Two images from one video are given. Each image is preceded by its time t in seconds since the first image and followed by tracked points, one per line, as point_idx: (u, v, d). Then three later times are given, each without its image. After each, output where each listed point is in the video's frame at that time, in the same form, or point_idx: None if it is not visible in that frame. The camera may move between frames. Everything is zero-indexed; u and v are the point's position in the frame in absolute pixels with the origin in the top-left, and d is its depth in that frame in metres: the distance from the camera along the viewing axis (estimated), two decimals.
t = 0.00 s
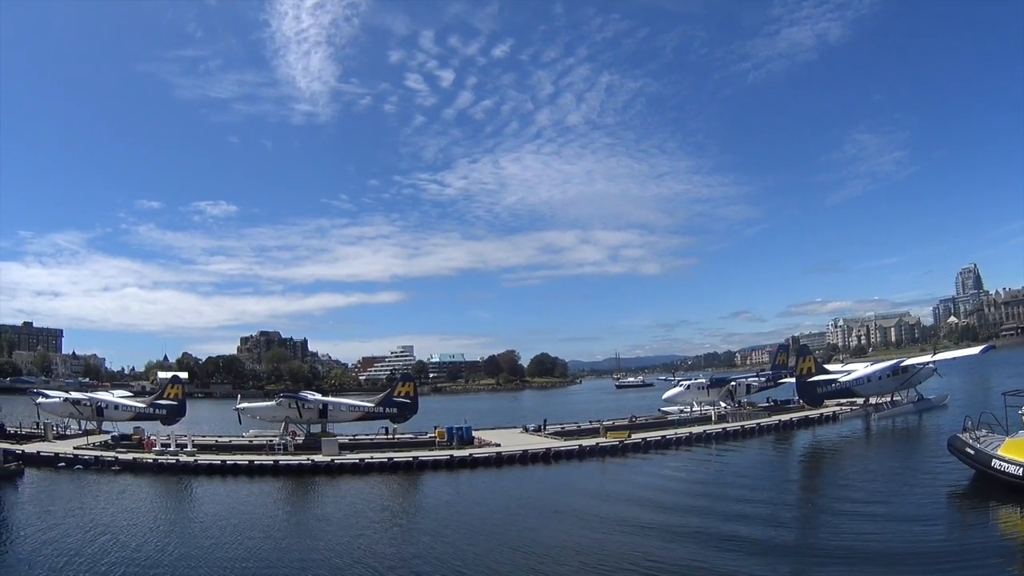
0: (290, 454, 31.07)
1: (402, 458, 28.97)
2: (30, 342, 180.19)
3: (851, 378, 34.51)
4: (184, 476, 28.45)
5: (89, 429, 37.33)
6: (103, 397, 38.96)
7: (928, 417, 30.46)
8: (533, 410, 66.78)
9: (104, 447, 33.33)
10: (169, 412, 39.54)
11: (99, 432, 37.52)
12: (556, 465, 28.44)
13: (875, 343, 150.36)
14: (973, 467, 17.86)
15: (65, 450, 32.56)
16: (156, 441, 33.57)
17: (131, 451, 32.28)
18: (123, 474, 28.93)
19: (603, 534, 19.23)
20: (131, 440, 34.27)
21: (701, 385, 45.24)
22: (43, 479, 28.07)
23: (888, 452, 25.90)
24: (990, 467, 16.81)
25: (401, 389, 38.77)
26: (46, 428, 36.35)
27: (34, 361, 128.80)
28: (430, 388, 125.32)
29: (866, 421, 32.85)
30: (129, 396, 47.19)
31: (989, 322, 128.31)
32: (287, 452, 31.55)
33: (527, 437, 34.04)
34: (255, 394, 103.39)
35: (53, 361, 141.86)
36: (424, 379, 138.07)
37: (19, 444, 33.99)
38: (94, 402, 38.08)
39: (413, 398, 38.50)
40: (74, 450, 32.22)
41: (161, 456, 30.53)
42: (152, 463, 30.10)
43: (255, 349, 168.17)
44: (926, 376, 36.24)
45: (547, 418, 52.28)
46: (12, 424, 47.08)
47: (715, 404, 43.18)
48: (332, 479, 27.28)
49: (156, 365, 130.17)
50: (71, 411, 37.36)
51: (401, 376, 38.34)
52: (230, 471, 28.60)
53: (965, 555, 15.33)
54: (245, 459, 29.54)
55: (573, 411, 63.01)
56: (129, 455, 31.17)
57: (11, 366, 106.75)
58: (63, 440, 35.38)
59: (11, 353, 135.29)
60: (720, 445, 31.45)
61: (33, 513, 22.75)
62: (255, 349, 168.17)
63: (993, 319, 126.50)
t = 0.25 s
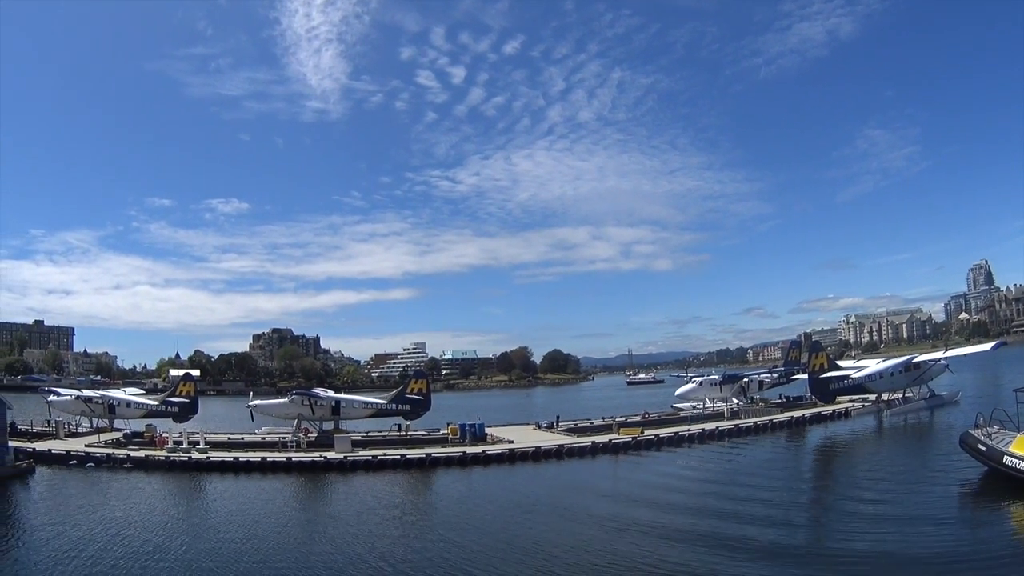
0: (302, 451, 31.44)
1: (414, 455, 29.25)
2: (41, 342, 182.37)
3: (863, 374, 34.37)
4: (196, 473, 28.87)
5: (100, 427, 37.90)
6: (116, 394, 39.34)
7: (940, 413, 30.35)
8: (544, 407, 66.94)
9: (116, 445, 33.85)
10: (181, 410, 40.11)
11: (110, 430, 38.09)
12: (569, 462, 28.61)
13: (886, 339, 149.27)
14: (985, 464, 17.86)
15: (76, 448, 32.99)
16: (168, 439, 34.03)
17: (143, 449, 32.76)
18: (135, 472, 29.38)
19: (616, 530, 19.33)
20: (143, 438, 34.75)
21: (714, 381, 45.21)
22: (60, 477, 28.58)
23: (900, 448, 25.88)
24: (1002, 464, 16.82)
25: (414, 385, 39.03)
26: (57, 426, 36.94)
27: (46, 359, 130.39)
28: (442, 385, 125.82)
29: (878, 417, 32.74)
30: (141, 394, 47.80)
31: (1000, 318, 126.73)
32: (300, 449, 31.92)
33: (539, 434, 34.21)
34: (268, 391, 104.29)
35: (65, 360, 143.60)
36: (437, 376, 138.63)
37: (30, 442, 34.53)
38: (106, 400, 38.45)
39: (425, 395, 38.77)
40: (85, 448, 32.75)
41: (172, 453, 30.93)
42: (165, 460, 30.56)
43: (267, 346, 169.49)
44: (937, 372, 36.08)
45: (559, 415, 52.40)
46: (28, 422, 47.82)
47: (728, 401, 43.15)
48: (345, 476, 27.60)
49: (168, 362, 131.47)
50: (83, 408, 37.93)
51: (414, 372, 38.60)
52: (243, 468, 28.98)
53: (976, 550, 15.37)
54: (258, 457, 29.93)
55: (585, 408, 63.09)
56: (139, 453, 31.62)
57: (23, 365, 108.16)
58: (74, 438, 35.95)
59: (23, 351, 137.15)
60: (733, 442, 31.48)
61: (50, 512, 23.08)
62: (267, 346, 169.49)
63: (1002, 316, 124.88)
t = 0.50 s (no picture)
0: (317, 449, 31.84)
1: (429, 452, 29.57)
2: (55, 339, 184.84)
3: (876, 372, 34.27)
4: (210, 470, 29.32)
5: (113, 425, 38.51)
6: (130, 393, 39.99)
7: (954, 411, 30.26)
8: (558, 404, 67.07)
9: (130, 442, 34.40)
10: (195, 408, 40.61)
11: (123, 427, 38.70)
12: (584, 459, 28.82)
13: (899, 337, 148.12)
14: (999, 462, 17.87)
15: (90, 445, 33.57)
16: (181, 437, 34.53)
17: (158, 446, 33.27)
18: (149, 470, 29.87)
19: (626, 529, 19.57)
20: (158, 435, 35.27)
21: (728, 378, 45.16)
22: (80, 474, 29.15)
23: (913, 447, 25.87)
24: (1015, 462, 16.85)
25: (429, 383, 39.32)
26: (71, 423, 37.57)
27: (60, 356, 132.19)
28: (457, 381, 126.41)
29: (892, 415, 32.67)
30: (158, 392, 48.50)
31: (1014, 315, 125.32)
32: (315, 447, 32.32)
33: (554, 431, 34.40)
34: (282, 388, 105.39)
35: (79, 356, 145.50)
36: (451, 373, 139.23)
37: (44, 440, 35.26)
38: (121, 398, 39.10)
39: (440, 392, 39.04)
40: (99, 446, 33.32)
41: (186, 451, 31.46)
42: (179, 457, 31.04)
43: (281, 344, 170.90)
44: (951, 370, 35.93)
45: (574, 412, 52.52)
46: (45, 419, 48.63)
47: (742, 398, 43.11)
48: (360, 473, 27.98)
49: (182, 360, 133.05)
50: (98, 406, 38.55)
51: (428, 370, 38.88)
52: (258, 466, 29.41)
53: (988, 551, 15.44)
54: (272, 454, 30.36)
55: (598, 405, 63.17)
56: (151, 451, 32.10)
57: (37, 363, 109.77)
58: (86, 436, 36.55)
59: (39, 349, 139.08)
60: (748, 439, 31.52)
61: (67, 510, 23.50)
62: (281, 344, 170.90)
63: (1016, 314, 122.80)
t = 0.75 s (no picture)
0: (333, 448, 32.26)
1: (446, 451, 29.93)
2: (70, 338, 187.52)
3: (892, 370, 34.14)
4: (225, 470, 29.81)
5: (128, 424, 39.21)
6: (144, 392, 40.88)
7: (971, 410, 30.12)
8: (573, 403, 67.14)
9: (145, 442, 35.03)
10: (211, 408, 41.18)
11: (138, 427, 39.38)
12: (601, 458, 29.01)
13: (916, 335, 146.62)
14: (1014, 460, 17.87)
15: (104, 445, 34.22)
16: (197, 437, 35.11)
17: (173, 446, 33.85)
18: (164, 469, 30.43)
19: (637, 529, 19.77)
20: (173, 435, 35.84)
21: (745, 377, 45.09)
22: (101, 474, 29.77)
23: (928, 446, 25.83)
24: None
25: (446, 382, 39.66)
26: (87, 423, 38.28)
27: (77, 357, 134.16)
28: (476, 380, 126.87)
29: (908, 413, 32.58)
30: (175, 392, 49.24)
31: None
32: (331, 446, 32.77)
33: (570, 430, 34.61)
34: (299, 387, 106.31)
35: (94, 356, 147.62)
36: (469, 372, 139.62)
37: (59, 440, 36.05)
38: (136, 398, 39.91)
39: (456, 391, 39.36)
40: (115, 445, 33.96)
41: (203, 451, 32.02)
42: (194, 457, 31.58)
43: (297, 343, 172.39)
44: (967, 368, 35.73)
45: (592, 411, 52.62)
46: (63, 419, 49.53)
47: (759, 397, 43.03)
48: (377, 472, 28.38)
49: (198, 360, 134.57)
50: (114, 406, 39.25)
51: (445, 369, 39.20)
52: (274, 465, 29.89)
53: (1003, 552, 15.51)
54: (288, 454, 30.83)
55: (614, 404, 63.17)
56: (166, 450, 32.64)
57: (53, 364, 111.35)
58: (101, 436, 37.22)
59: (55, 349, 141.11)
60: (765, 438, 31.55)
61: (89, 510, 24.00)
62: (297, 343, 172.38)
63: None
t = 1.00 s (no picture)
0: (348, 448, 32.64)
1: (462, 451, 30.23)
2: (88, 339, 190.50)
3: (908, 370, 33.97)
4: (241, 469, 30.30)
5: (144, 423, 39.93)
6: (160, 392, 41.62)
7: (987, 409, 29.94)
8: (588, 403, 67.23)
9: (161, 442, 35.66)
10: (227, 407, 41.78)
11: (155, 426, 40.09)
12: (616, 458, 29.16)
13: (932, 334, 145.07)
14: None
15: (120, 445, 34.90)
16: (213, 436, 35.67)
17: (190, 446, 34.43)
18: (180, 469, 31.00)
19: (648, 531, 19.90)
20: (188, 434, 36.46)
21: (760, 377, 44.97)
22: (121, 473, 30.40)
23: (943, 447, 25.73)
24: None
25: (462, 382, 39.98)
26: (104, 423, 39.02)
27: (93, 356, 136.19)
28: (488, 381, 127.19)
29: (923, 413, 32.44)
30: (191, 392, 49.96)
31: None
32: (347, 446, 33.17)
33: (586, 430, 34.80)
34: (314, 387, 107.17)
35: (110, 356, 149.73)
36: (484, 372, 139.88)
37: (76, 439, 36.78)
38: (151, 398, 40.62)
39: (472, 391, 39.65)
40: (131, 445, 34.62)
41: (219, 450, 32.56)
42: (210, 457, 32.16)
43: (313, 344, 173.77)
44: (983, 367, 35.46)
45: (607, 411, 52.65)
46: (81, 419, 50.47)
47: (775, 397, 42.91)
48: (393, 472, 28.73)
49: (214, 360, 136.02)
50: (130, 406, 39.98)
51: (461, 368, 39.49)
52: (289, 465, 30.33)
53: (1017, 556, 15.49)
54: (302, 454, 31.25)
55: (630, 404, 63.15)
56: (181, 449, 33.23)
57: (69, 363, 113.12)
58: (119, 435, 37.94)
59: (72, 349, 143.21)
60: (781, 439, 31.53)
61: (109, 510, 24.51)
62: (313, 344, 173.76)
63: None
